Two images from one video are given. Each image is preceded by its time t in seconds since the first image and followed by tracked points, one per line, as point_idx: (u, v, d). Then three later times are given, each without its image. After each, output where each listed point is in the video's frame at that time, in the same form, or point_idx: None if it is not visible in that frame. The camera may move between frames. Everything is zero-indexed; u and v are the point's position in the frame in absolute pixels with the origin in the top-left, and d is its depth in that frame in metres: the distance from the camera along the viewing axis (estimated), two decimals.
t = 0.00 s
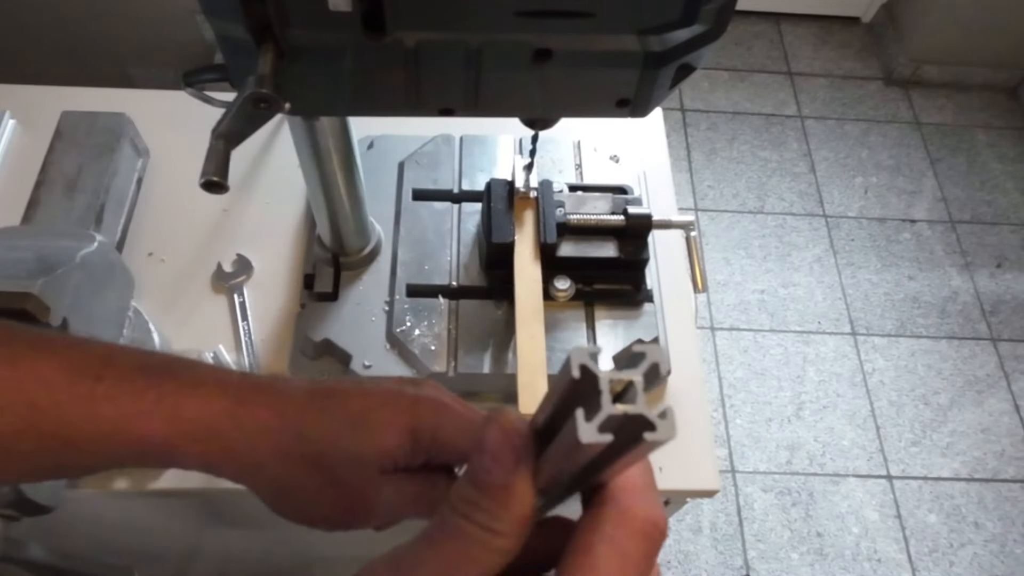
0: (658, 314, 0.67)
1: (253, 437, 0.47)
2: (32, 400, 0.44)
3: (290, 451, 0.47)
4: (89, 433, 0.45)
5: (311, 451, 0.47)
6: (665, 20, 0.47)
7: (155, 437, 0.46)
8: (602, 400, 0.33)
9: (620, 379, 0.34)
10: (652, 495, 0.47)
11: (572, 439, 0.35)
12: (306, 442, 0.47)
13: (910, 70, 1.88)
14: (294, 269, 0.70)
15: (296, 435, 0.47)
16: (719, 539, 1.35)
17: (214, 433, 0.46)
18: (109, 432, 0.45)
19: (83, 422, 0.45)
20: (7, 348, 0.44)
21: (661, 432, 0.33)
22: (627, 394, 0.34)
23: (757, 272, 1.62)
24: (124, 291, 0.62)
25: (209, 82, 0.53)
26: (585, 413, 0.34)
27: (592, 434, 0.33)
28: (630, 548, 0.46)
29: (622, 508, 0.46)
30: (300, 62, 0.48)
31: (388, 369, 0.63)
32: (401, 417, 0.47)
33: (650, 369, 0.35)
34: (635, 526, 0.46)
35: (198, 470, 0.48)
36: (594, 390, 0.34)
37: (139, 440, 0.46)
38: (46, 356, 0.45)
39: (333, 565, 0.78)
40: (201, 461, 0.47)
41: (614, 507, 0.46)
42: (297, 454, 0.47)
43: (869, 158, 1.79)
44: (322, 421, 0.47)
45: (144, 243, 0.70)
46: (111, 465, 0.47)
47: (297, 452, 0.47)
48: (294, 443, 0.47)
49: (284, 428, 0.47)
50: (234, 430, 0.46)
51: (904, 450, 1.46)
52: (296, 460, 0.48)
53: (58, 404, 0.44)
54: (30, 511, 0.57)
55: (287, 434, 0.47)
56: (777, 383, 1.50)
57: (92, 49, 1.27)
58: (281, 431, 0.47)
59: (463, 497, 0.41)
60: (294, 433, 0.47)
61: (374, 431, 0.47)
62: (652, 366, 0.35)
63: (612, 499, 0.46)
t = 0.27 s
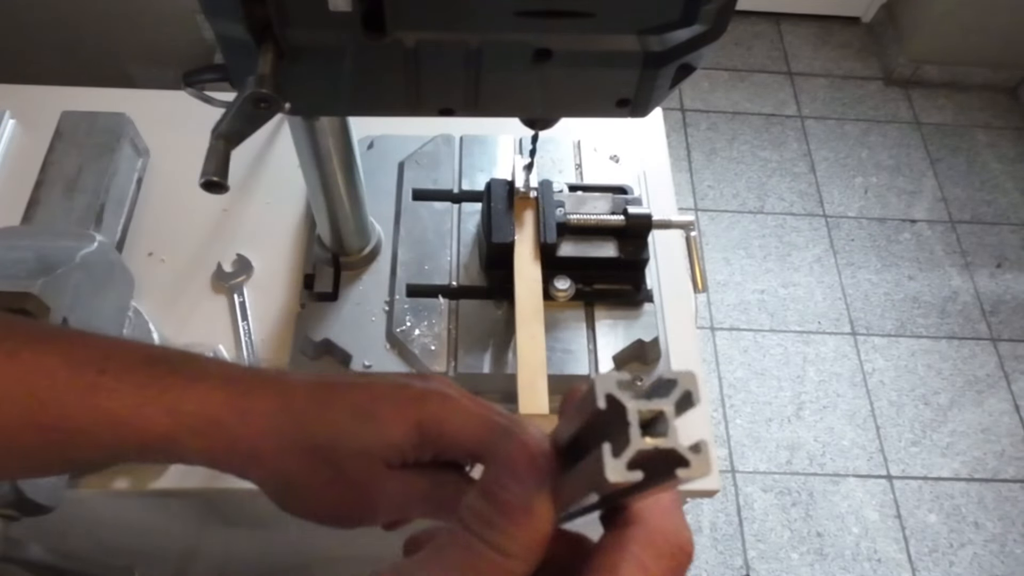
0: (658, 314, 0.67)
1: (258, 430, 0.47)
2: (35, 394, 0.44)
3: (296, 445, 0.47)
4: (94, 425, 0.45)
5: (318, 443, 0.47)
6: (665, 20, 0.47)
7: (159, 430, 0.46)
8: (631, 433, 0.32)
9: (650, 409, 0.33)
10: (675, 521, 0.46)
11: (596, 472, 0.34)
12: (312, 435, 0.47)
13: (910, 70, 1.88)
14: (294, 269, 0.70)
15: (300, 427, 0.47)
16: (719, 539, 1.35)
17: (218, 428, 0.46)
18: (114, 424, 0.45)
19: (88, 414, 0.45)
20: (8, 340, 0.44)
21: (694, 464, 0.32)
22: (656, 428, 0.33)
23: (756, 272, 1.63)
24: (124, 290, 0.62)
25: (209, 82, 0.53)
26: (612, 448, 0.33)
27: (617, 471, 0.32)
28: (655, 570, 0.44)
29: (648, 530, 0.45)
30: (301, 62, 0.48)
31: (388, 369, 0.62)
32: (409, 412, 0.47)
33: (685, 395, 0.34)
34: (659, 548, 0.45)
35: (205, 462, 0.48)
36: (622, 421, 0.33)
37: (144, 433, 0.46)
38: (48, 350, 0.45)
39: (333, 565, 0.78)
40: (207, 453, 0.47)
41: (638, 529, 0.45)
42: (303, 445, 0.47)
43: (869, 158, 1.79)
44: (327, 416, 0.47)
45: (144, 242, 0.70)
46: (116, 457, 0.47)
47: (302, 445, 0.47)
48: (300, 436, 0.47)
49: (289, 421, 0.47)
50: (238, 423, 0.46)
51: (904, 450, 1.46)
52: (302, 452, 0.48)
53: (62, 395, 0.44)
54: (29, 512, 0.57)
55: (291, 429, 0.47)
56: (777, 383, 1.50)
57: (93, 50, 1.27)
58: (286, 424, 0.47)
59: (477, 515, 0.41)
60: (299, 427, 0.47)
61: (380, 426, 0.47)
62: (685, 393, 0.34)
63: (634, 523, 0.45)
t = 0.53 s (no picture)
0: (658, 314, 0.67)
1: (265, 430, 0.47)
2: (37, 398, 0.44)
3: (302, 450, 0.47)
4: (95, 428, 0.45)
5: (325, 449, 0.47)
6: (665, 20, 0.47)
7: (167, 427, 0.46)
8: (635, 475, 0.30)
9: (658, 442, 0.32)
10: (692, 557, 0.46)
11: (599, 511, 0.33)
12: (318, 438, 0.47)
13: (910, 70, 1.88)
14: (294, 269, 0.70)
15: (307, 430, 0.47)
16: (719, 539, 1.35)
17: (224, 428, 0.46)
18: (120, 425, 0.45)
19: (92, 411, 0.45)
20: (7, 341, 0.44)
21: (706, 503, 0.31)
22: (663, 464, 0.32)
23: (757, 272, 1.63)
24: (124, 290, 0.62)
25: (209, 82, 0.53)
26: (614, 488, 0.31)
27: (617, 516, 0.30)
28: None
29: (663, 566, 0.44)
30: (301, 62, 0.48)
31: (388, 369, 0.62)
32: (418, 415, 0.46)
33: (697, 426, 0.33)
34: None
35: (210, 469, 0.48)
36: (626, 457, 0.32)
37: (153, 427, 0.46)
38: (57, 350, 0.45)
39: (333, 566, 0.78)
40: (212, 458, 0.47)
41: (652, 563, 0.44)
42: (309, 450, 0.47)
43: (869, 158, 1.79)
44: (333, 416, 0.47)
45: (144, 242, 0.70)
46: (117, 462, 0.47)
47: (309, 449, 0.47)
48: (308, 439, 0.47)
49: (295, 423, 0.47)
50: (241, 423, 0.47)
51: (904, 450, 1.46)
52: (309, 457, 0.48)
53: (63, 397, 0.44)
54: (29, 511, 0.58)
55: (298, 430, 0.47)
56: (777, 383, 1.50)
57: (93, 50, 1.28)
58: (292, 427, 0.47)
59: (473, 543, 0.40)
60: (306, 430, 0.47)
61: (387, 429, 0.47)
62: (696, 424, 0.33)
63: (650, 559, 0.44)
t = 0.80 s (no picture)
0: (658, 314, 0.67)
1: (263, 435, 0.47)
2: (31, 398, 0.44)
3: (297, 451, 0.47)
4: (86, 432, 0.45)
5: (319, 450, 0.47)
6: (665, 20, 0.47)
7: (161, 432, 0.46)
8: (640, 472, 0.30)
9: (665, 437, 0.31)
10: (696, 568, 0.45)
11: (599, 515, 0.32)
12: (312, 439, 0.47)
13: (910, 70, 1.88)
14: (294, 269, 0.70)
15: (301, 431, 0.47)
16: (719, 539, 1.35)
17: (216, 430, 0.46)
18: (111, 427, 0.45)
19: (82, 414, 0.45)
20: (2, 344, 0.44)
21: (717, 501, 0.30)
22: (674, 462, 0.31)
23: (756, 272, 1.63)
24: (124, 290, 0.62)
25: (209, 82, 0.53)
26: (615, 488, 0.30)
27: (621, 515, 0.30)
28: None
29: None
30: (301, 63, 0.48)
31: (388, 369, 0.62)
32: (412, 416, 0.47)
33: (707, 420, 0.33)
34: None
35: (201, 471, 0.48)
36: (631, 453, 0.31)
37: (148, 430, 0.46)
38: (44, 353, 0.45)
39: (333, 566, 0.78)
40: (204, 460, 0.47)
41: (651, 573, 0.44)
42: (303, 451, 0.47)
43: (869, 158, 1.79)
44: (325, 416, 0.47)
45: (144, 242, 0.70)
46: (109, 465, 0.47)
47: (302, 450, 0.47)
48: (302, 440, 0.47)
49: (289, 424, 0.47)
50: (233, 425, 0.47)
51: (904, 450, 1.46)
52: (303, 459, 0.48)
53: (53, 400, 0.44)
54: (30, 511, 0.58)
55: (292, 429, 0.47)
56: (777, 383, 1.50)
57: (93, 50, 1.28)
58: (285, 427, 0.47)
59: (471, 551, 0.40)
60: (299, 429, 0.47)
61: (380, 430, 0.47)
62: (704, 416, 0.32)
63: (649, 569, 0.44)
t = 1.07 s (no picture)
0: (658, 314, 0.67)
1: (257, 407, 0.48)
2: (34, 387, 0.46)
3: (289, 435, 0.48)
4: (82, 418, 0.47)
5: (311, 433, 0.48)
6: (666, 20, 0.47)
7: (157, 411, 0.47)
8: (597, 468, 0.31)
9: (625, 437, 0.32)
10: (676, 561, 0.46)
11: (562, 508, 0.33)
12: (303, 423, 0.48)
13: (910, 70, 1.88)
14: (294, 269, 0.70)
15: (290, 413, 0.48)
16: (719, 539, 1.35)
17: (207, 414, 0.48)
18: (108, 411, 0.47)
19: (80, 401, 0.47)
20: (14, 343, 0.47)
21: (673, 500, 0.31)
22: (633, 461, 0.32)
23: (756, 272, 1.62)
24: (124, 290, 0.62)
25: (210, 82, 0.53)
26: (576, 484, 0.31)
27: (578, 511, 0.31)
28: None
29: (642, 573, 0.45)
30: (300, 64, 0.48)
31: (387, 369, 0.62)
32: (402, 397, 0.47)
33: (670, 420, 0.33)
34: None
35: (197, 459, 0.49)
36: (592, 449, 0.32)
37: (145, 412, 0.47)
38: (40, 347, 0.47)
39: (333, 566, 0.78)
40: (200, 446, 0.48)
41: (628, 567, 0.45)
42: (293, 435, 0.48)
43: (869, 158, 1.79)
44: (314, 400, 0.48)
45: (144, 242, 0.70)
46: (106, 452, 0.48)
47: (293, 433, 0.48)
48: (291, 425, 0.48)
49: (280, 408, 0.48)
50: (223, 411, 0.48)
51: (904, 450, 1.46)
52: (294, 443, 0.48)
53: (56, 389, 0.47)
54: (30, 511, 0.58)
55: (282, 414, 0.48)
56: (777, 383, 1.50)
57: (92, 50, 1.28)
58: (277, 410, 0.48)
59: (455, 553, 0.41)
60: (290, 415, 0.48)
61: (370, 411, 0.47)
62: (669, 419, 0.33)
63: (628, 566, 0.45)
